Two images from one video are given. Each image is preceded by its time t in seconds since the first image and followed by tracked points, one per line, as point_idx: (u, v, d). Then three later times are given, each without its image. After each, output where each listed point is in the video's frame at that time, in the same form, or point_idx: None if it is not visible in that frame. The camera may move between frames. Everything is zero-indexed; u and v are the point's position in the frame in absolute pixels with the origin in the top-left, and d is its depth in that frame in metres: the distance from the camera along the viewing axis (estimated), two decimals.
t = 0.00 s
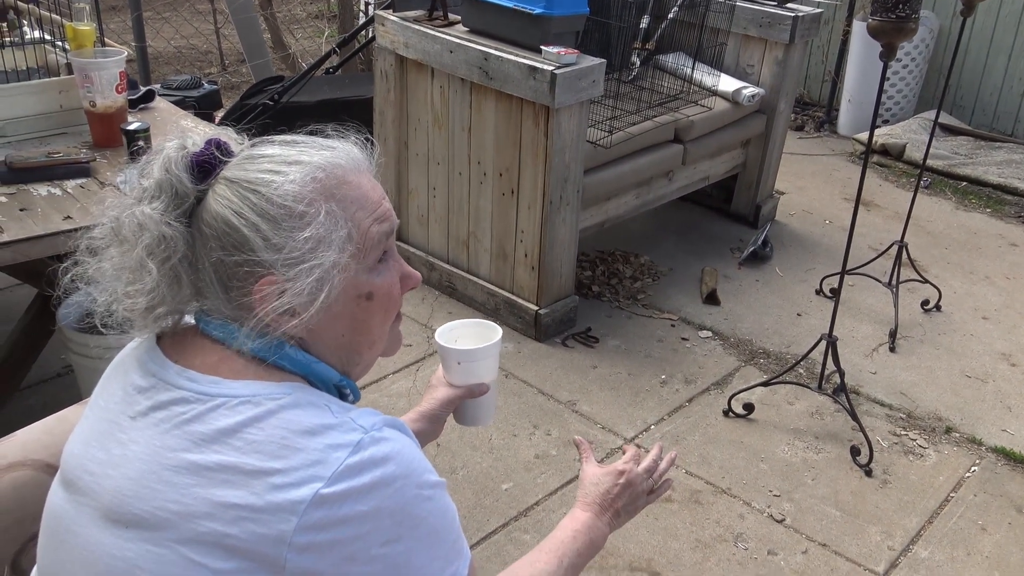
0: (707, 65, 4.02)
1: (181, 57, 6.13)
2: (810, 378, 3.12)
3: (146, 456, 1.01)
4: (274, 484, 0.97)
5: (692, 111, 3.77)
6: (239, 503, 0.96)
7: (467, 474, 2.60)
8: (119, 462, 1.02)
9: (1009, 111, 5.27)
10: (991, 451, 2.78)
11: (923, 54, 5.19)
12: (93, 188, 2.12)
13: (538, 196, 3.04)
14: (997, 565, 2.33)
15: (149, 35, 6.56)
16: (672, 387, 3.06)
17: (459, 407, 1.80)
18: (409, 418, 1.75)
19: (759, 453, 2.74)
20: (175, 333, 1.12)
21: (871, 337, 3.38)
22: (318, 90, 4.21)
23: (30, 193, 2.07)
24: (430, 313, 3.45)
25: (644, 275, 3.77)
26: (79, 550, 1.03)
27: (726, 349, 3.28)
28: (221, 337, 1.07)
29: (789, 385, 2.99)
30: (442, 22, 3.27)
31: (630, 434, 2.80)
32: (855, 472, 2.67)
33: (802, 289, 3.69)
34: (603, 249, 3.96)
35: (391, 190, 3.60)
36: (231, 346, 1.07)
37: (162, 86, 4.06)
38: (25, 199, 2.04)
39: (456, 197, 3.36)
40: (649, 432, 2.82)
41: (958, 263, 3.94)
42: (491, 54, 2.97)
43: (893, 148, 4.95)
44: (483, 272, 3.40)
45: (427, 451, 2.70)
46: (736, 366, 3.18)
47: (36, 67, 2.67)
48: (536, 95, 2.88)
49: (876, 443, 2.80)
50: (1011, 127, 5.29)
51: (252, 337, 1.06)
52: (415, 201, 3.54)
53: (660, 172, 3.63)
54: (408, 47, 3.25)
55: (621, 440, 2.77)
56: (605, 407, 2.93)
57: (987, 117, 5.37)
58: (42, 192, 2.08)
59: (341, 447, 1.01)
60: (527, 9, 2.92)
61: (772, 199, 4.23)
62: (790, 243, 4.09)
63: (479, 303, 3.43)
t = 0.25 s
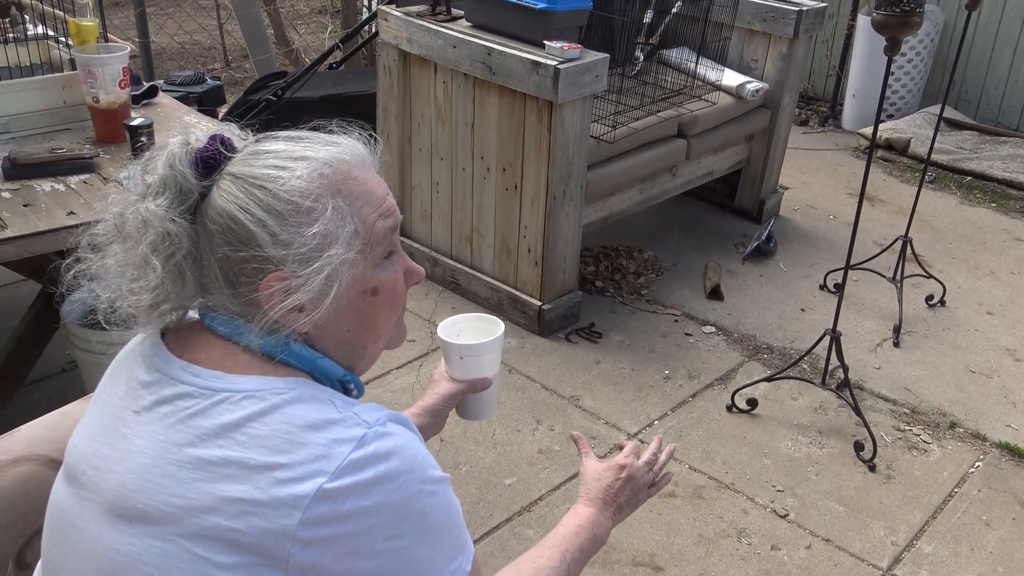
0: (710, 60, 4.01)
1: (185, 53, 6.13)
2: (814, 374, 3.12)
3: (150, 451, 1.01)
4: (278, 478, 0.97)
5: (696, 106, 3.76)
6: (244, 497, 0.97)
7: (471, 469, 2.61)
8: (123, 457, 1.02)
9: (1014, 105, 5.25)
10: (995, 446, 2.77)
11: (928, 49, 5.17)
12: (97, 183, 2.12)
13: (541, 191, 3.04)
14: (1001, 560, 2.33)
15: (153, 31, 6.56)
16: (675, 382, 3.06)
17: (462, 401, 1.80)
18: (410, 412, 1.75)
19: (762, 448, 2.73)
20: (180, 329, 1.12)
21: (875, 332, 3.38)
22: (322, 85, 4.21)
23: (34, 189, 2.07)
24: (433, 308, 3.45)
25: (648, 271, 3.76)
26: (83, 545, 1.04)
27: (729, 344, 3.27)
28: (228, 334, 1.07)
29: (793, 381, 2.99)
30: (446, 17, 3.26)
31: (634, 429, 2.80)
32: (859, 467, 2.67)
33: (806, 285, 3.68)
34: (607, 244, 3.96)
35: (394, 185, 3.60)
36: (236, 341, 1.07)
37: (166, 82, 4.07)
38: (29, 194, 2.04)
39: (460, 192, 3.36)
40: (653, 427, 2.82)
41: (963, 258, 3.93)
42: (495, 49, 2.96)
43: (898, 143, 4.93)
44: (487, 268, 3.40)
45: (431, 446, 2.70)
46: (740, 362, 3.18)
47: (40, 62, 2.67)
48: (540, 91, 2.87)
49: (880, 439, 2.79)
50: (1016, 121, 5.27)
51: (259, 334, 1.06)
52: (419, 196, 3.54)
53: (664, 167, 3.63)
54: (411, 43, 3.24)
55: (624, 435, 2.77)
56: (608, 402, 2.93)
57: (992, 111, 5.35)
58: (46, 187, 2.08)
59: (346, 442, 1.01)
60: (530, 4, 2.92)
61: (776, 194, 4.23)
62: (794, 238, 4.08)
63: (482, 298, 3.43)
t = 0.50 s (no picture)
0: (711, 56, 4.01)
1: (185, 50, 6.13)
2: (815, 371, 3.12)
3: (148, 451, 1.01)
4: (276, 477, 0.97)
5: (696, 103, 3.75)
6: (241, 497, 0.97)
7: (471, 467, 2.61)
8: (120, 457, 1.02)
9: (1015, 101, 5.25)
10: (996, 443, 2.77)
11: (929, 45, 5.17)
12: (97, 182, 2.12)
13: (543, 188, 3.04)
14: (1002, 557, 2.33)
15: (152, 29, 6.55)
16: (676, 379, 3.06)
17: (460, 398, 1.80)
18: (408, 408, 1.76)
19: (763, 446, 2.73)
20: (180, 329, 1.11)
21: (876, 329, 3.38)
22: (322, 83, 4.21)
23: (34, 187, 2.07)
24: (434, 306, 3.45)
25: (648, 268, 3.76)
26: (80, 546, 1.04)
27: (730, 341, 3.27)
28: (231, 334, 1.07)
29: (793, 378, 2.99)
30: (446, 14, 3.26)
31: (634, 427, 2.80)
32: (859, 464, 2.67)
33: (807, 282, 3.68)
34: (608, 242, 3.96)
35: (394, 182, 3.60)
36: (241, 341, 1.07)
37: (166, 80, 4.07)
38: (28, 193, 2.04)
39: (461, 190, 3.36)
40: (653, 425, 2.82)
41: (964, 255, 3.93)
42: (495, 46, 2.96)
43: (899, 139, 4.93)
44: (488, 265, 3.40)
45: (431, 444, 2.71)
46: (741, 359, 3.18)
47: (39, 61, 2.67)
48: (540, 88, 2.87)
49: (880, 436, 2.79)
50: (1018, 118, 5.26)
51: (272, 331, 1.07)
52: (419, 192, 3.54)
53: (664, 164, 3.62)
54: (411, 40, 3.24)
55: (625, 433, 2.77)
56: (609, 399, 2.93)
57: (994, 108, 5.34)
58: (46, 185, 2.08)
59: (345, 441, 1.01)
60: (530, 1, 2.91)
61: (777, 191, 4.23)
62: (795, 235, 4.08)
63: (483, 295, 3.44)
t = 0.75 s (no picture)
0: (710, 54, 4.01)
1: (184, 49, 6.12)
2: (815, 368, 3.12)
3: (143, 452, 1.01)
4: (271, 478, 0.97)
5: (695, 100, 3.75)
6: (235, 497, 0.97)
7: (471, 465, 2.60)
8: (115, 458, 1.02)
9: (1014, 99, 5.24)
10: (996, 440, 2.77)
11: (928, 42, 5.17)
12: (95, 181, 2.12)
13: (542, 186, 3.03)
14: (1002, 554, 2.33)
15: (151, 27, 6.54)
16: (675, 377, 3.06)
17: (458, 397, 1.79)
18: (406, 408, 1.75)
19: (762, 443, 2.73)
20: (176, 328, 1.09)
21: (876, 326, 3.38)
22: (321, 82, 4.21)
23: (32, 186, 2.07)
24: (433, 304, 3.45)
25: (647, 266, 3.76)
26: (76, 547, 1.03)
27: (729, 339, 3.27)
28: (229, 333, 1.06)
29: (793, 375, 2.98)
30: (444, 12, 3.25)
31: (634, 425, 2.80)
32: (859, 462, 2.67)
33: (807, 279, 3.68)
34: (607, 240, 3.95)
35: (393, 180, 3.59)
36: (239, 341, 1.06)
37: (165, 78, 4.06)
38: (26, 192, 2.04)
39: (460, 188, 3.35)
40: (653, 422, 2.82)
41: (963, 252, 3.92)
42: (494, 44, 2.96)
43: (899, 136, 4.93)
44: (487, 264, 3.40)
45: (431, 442, 2.70)
46: (740, 356, 3.18)
47: (37, 59, 2.67)
48: (539, 86, 2.87)
49: (880, 433, 2.79)
50: (1017, 115, 5.26)
51: (273, 330, 1.08)
52: (418, 191, 3.53)
53: (663, 162, 3.62)
54: (409, 39, 3.24)
55: (625, 431, 2.77)
56: (608, 397, 2.93)
57: (993, 105, 5.33)
58: (44, 184, 2.08)
59: (341, 441, 1.01)
60: None
61: (776, 189, 4.22)
62: (794, 232, 4.08)
63: (482, 294, 3.44)
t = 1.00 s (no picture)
0: (710, 52, 4.01)
1: (185, 49, 6.13)
2: (816, 367, 3.12)
3: (145, 449, 1.01)
4: (273, 474, 0.97)
5: (695, 99, 3.75)
6: (237, 494, 0.97)
7: (471, 464, 2.61)
8: (117, 455, 1.02)
9: (1015, 97, 5.24)
10: (997, 438, 2.77)
11: (929, 41, 5.16)
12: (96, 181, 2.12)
13: (543, 185, 3.03)
14: (1003, 552, 2.33)
15: (151, 28, 6.55)
16: (676, 376, 3.06)
17: (460, 397, 1.80)
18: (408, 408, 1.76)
19: (763, 442, 2.73)
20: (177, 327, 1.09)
21: (877, 325, 3.37)
22: (321, 82, 4.21)
23: (32, 186, 2.07)
24: (434, 303, 3.45)
25: (648, 265, 3.76)
26: (78, 545, 1.03)
27: (730, 338, 3.27)
28: (233, 331, 1.06)
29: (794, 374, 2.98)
30: (444, 12, 3.25)
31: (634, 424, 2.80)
32: (860, 460, 2.66)
33: (807, 278, 3.68)
34: (607, 239, 3.95)
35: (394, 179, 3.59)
36: (243, 339, 1.07)
37: (165, 79, 4.06)
38: (26, 192, 2.04)
39: (461, 187, 3.35)
40: (654, 421, 2.82)
41: (964, 250, 3.92)
42: (494, 44, 2.96)
43: (899, 134, 4.92)
44: (488, 263, 3.40)
45: (432, 442, 2.71)
46: (741, 355, 3.17)
47: (37, 60, 2.67)
48: (539, 85, 2.87)
49: (881, 432, 2.79)
50: (1018, 113, 5.25)
51: (276, 329, 1.08)
52: (419, 190, 3.54)
53: (664, 161, 3.62)
54: (410, 38, 3.24)
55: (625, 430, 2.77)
56: (609, 396, 2.93)
57: (994, 103, 5.33)
58: (44, 185, 2.08)
59: (342, 438, 1.01)
60: None
61: (777, 187, 4.22)
62: (795, 231, 4.08)
63: (483, 293, 3.44)
